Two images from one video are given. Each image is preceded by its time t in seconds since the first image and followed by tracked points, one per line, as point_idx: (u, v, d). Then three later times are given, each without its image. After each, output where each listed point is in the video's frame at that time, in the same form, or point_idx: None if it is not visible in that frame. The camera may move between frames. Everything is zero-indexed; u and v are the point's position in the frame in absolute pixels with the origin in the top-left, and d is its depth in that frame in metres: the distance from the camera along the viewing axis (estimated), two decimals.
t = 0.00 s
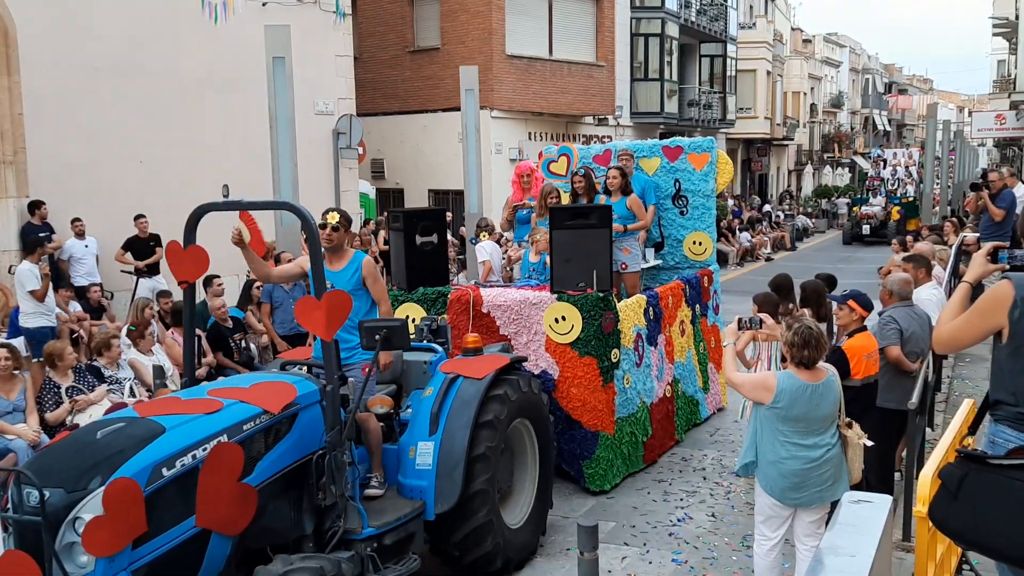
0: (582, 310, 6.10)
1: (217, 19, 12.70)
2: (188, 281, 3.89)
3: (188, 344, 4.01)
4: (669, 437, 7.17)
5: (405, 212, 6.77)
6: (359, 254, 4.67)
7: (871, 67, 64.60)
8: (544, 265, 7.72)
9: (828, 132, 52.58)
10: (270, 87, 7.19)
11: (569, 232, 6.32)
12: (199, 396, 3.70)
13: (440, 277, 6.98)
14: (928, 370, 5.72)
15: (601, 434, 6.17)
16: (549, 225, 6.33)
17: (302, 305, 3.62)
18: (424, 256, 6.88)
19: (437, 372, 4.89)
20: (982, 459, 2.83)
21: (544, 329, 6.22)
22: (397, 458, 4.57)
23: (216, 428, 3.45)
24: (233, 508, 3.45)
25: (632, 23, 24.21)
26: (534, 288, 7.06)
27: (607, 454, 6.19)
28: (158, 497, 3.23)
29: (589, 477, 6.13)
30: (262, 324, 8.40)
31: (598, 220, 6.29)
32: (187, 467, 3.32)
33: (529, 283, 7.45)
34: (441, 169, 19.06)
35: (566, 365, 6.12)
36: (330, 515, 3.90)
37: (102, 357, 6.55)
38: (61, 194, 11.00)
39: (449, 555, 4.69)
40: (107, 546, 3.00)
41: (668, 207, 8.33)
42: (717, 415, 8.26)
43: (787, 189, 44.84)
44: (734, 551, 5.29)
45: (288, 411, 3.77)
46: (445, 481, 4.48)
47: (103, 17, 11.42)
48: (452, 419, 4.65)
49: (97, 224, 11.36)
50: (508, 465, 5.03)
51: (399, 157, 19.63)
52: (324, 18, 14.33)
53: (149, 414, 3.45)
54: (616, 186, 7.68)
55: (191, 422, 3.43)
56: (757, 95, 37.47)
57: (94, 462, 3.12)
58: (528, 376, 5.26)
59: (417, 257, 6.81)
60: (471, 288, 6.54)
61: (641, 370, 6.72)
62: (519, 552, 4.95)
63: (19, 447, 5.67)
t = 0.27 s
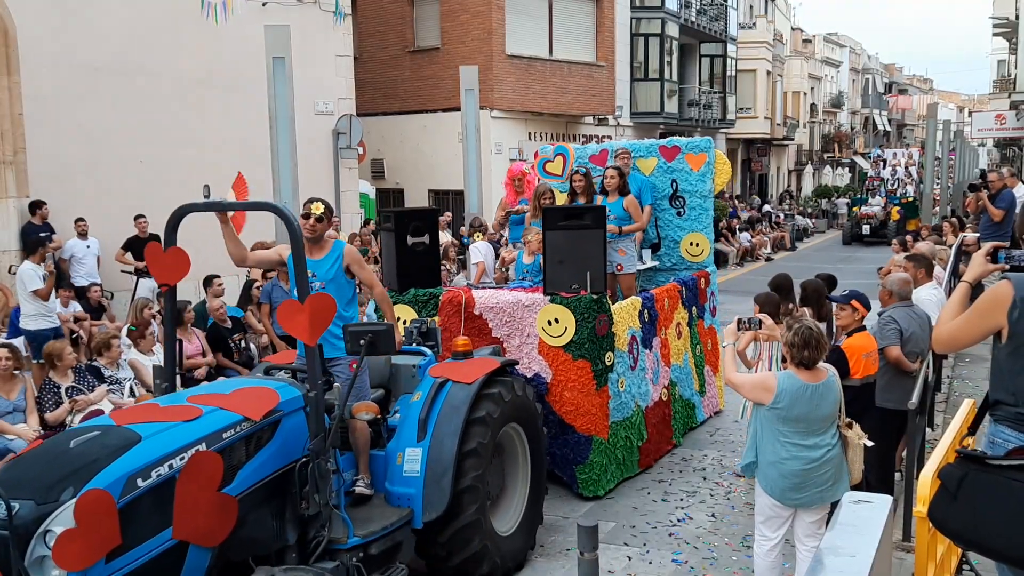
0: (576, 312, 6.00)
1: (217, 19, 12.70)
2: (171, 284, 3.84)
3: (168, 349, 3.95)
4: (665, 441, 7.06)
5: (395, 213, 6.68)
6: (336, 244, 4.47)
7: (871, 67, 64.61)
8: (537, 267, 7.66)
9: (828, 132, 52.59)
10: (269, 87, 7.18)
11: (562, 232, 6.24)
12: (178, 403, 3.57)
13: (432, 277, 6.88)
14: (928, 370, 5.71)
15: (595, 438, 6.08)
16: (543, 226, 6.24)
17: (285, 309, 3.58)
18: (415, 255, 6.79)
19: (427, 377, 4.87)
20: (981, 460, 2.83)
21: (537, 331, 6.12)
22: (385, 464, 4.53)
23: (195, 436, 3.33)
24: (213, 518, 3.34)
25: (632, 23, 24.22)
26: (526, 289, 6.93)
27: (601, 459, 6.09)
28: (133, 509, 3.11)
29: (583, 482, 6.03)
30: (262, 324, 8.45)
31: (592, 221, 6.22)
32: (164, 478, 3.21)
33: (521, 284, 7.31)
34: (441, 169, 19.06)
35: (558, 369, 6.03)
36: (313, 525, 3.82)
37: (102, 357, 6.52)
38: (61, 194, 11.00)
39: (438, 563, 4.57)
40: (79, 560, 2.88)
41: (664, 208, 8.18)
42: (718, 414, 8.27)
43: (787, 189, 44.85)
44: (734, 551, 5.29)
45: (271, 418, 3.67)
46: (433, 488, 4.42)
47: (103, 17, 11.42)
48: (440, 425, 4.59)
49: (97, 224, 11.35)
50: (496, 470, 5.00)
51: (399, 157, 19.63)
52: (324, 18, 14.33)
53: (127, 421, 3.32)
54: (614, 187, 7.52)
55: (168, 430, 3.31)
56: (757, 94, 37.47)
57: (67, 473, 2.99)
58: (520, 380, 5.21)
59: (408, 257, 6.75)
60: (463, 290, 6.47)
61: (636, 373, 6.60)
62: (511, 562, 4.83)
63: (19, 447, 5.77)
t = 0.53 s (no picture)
0: (567, 314, 5.80)
1: (217, 19, 12.69)
2: (150, 286, 3.67)
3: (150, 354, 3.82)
4: (661, 445, 6.95)
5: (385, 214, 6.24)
6: (325, 256, 4.43)
7: (871, 67, 64.61)
8: (525, 268, 7.52)
9: (828, 132, 52.62)
10: (269, 87, 7.18)
11: (556, 234, 5.89)
12: (156, 409, 3.43)
13: (424, 280, 6.51)
14: (928, 370, 5.70)
15: (589, 443, 5.92)
16: (535, 226, 5.88)
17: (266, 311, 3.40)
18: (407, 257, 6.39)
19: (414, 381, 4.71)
20: (981, 460, 2.83)
21: (529, 334, 5.91)
22: (372, 470, 4.38)
23: (172, 443, 3.20)
24: (191, 528, 3.19)
25: (632, 23, 24.22)
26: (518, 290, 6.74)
27: (594, 463, 5.94)
28: (106, 520, 2.96)
29: (577, 487, 5.89)
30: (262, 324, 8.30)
31: (585, 222, 5.91)
32: (139, 487, 3.06)
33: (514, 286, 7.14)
34: (441, 169, 19.06)
35: (551, 372, 5.83)
36: (297, 533, 3.67)
37: (102, 357, 6.51)
38: (60, 194, 11.00)
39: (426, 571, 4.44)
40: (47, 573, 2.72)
41: (659, 208, 8.04)
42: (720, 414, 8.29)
43: (787, 189, 44.87)
44: (734, 551, 5.29)
45: (253, 423, 3.53)
46: (422, 494, 4.27)
47: (103, 16, 11.42)
48: (429, 430, 4.43)
49: (97, 224, 11.36)
50: (487, 475, 4.88)
51: (399, 157, 19.64)
52: (324, 18, 14.32)
53: (101, 429, 3.19)
54: (609, 186, 7.39)
55: (144, 437, 3.17)
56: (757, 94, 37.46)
57: (37, 482, 2.86)
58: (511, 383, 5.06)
59: (399, 260, 6.35)
60: (455, 291, 6.26)
61: (631, 376, 6.47)
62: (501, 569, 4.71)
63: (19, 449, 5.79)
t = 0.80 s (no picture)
0: (561, 318, 5.70)
1: (217, 19, 12.69)
2: (128, 290, 3.59)
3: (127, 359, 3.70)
4: (657, 449, 6.88)
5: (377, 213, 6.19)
6: (315, 252, 4.40)
7: (871, 67, 64.63)
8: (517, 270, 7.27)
9: (828, 132, 52.64)
10: (269, 86, 7.17)
11: (547, 235, 5.89)
12: (131, 418, 3.29)
13: (415, 280, 6.50)
14: (928, 370, 5.70)
15: (581, 448, 5.85)
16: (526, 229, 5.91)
17: (246, 316, 3.29)
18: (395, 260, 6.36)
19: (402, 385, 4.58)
20: (981, 460, 2.83)
21: (522, 338, 5.84)
22: (358, 477, 4.26)
23: (148, 452, 3.05)
24: (168, 539, 3.03)
25: (632, 23, 24.22)
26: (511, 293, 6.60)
27: (587, 469, 5.87)
28: (78, 532, 2.79)
29: (569, 493, 5.81)
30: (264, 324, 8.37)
31: (578, 223, 5.89)
32: (113, 497, 2.90)
33: (507, 287, 7.03)
34: (441, 169, 19.06)
35: (544, 376, 5.78)
36: (278, 542, 3.57)
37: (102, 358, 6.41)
38: (60, 194, 11.00)
39: None
40: None
41: (656, 209, 7.98)
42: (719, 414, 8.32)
43: (788, 189, 44.90)
44: (734, 551, 5.29)
45: (233, 430, 3.41)
46: (408, 503, 4.14)
47: (103, 16, 11.42)
48: (415, 436, 4.30)
49: (97, 223, 11.36)
50: (476, 482, 4.81)
51: (399, 157, 19.64)
52: (324, 18, 14.32)
53: (73, 438, 3.02)
54: (606, 185, 7.38)
55: (118, 446, 3.02)
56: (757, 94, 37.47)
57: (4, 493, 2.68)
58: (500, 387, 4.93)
59: (390, 261, 6.31)
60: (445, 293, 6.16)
61: (625, 380, 6.40)
62: None
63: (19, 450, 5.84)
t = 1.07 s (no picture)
0: (554, 321, 5.63)
1: (217, 19, 12.69)
2: (106, 294, 3.53)
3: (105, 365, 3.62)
4: (652, 454, 6.78)
5: (365, 214, 6.21)
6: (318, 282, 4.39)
7: (871, 67, 64.64)
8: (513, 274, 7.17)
9: (828, 132, 52.67)
10: (269, 86, 7.17)
11: (541, 235, 5.84)
12: (108, 424, 3.18)
13: (407, 282, 6.44)
14: (928, 370, 5.71)
15: (575, 453, 5.75)
16: (520, 229, 5.85)
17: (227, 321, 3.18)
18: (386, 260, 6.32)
19: (391, 390, 4.51)
20: (980, 461, 2.83)
21: (514, 342, 5.71)
22: (345, 485, 4.18)
23: (123, 461, 2.93)
24: (143, 551, 2.90)
25: (632, 23, 24.22)
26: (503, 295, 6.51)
27: (580, 474, 5.78)
28: (48, 545, 2.67)
29: (562, 499, 5.70)
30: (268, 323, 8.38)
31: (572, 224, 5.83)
32: (85, 508, 2.77)
33: (499, 288, 6.93)
34: (441, 169, 19.06)
35: (537, 380, 5.65)
36: (260, 553, 3.45)
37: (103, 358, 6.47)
38: (60, 194, 11.01)
39: None
40: None
41: (652, 209, 7.93)
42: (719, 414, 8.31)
43: (788, 190, 44.91)
44: (734, 551, 5.29)
45: (214, 437, 3.30)
46: (396, 512, 4.07)
47: (103, 16, 11.42)
48: (403, 443, 4.23)
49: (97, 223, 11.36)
50: (467, 489, 4.71)
51: (399, 158, 19.65)
52: (324, 18, 14.32)
53: (46, 447, 2.91)
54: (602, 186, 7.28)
55: (93, 454, 2.91)
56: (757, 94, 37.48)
57: None
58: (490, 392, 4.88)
59: (380, 263, 6.28)
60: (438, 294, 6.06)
61: (619, 384, 6.31)
62: None
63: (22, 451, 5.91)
